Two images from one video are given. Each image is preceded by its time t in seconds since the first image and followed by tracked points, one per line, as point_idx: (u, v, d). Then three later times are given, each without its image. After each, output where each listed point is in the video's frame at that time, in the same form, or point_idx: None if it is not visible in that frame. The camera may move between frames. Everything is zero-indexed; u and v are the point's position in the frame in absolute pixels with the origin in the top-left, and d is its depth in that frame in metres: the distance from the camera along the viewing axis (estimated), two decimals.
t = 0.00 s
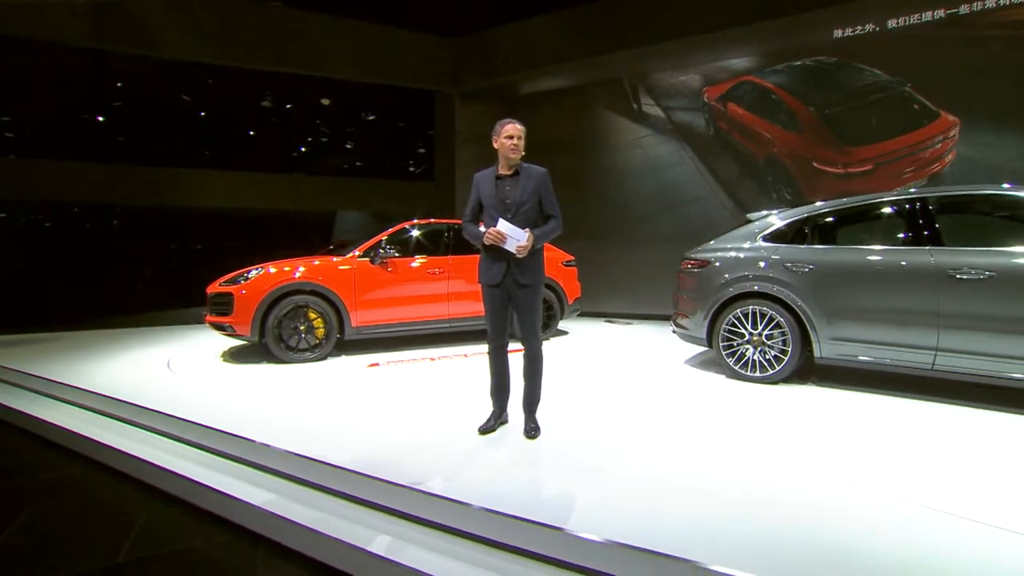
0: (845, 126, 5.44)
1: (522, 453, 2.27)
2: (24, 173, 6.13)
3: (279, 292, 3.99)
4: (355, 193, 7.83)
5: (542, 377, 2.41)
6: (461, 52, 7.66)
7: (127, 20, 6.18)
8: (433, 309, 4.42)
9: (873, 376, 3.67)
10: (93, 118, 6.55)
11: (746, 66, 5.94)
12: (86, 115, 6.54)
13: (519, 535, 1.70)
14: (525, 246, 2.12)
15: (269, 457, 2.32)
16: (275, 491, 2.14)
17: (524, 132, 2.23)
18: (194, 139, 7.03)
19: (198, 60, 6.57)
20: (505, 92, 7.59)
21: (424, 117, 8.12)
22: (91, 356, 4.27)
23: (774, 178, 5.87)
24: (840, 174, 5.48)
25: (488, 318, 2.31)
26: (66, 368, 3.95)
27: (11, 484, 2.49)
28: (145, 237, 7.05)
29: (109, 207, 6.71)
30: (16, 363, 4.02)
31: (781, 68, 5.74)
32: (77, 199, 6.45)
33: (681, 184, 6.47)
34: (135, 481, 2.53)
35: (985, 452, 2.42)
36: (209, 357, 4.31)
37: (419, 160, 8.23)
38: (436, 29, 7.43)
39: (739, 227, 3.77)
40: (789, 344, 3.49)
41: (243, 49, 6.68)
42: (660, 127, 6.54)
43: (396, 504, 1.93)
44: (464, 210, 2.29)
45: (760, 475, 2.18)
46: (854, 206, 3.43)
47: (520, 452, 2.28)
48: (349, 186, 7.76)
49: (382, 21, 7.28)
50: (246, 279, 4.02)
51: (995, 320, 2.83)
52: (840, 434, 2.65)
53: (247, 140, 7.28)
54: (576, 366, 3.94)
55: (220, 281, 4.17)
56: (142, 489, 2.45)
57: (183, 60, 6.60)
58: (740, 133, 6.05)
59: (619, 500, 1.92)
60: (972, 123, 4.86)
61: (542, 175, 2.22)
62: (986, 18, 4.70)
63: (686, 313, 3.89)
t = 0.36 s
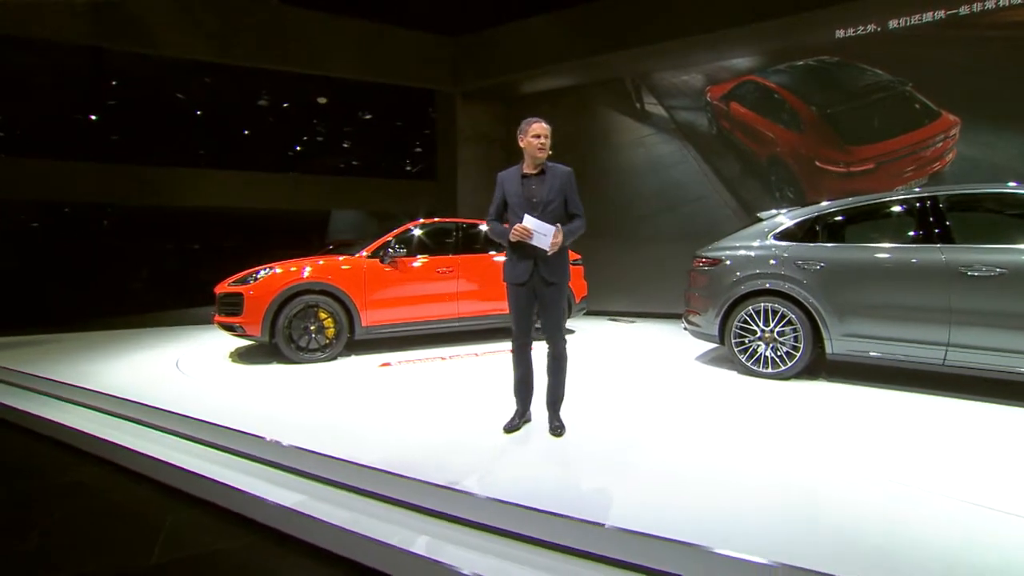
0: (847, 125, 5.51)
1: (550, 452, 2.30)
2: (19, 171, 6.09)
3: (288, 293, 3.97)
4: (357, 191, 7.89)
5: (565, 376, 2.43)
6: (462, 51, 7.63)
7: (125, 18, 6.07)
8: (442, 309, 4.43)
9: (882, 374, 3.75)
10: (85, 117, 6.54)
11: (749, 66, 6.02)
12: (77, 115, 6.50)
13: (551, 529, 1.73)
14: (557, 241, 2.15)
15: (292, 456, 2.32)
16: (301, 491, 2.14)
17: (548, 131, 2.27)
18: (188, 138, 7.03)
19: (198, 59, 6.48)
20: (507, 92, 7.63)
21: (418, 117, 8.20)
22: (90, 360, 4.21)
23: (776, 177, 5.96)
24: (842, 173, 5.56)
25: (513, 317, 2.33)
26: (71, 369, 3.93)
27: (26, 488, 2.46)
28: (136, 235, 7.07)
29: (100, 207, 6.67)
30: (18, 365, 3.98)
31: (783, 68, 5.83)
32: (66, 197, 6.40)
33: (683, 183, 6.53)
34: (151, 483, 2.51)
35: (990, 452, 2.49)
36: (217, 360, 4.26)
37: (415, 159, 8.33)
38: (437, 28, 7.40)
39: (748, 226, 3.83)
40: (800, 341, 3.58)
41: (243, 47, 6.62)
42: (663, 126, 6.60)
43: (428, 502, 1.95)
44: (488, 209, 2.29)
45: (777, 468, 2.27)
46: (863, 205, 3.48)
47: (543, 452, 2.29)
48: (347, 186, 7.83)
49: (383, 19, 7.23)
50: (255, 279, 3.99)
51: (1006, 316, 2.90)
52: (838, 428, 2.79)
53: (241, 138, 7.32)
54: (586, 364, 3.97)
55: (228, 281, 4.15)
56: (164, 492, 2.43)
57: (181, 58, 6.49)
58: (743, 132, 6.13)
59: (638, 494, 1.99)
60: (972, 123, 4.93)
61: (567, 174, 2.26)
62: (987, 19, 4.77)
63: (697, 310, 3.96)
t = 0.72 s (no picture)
0: (854, 126, 5.59)
1: (582, 450, 2.40)
2: (18, 171, 6.11)
3: (303, 293, 3.97)
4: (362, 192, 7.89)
5: (591, 374, 2.46)
6: (467, 51, 7.65)
7: (130, 17, 6.05)
8: (456, 308, 4.47)
9: (894, 369, 3.83)
10: (84, 117, 6.54)
11: (756, 67, 6.05)
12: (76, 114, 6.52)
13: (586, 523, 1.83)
14: (608, 232, 2.22)
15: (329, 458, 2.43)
16: (338, 490, 2.25)
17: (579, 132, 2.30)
18: (189, 138, 6.93)
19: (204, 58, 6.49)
20: (513, 93, 7.65)
21: (420, 116, 8.23)
22: (104, 367, 4.23)
23: (783, 176, 6.05)
24: (848, 173, 5.63)
25: (541, 317, 2.33)
26: (90, 372, 4.03)
27: (62, 488, 2.55)
28: (128, 236, 6.81)
29: (96, 207, 6.65)
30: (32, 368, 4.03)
31: (791, 69, 5.87)
32: (62, 198, 6.39)
33: (690, 183, 6.60)
34: (185, 481, 2.61)
35: (1003, 442, 2.56)
36: (232, 361, 4.40)
37: (415, 159, 8.35)
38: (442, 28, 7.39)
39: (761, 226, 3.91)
40: (816, 339, 3.65)
41: (248, 47, 6.62)
42: (670, 127, 6.68)
43: (462, 498, 2.07)
44: (518, 208, 2.31)
45: (802, 462, 2.33)
46: (876, 205, 3.54)
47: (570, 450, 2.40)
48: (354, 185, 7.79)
49: (389, 19, 7.24)
50: (271, 278, 4.00)
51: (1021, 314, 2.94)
52: (858, 421, 2.85)
53: (240, 138, 7.13)
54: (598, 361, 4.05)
55: (243, 282, 4.15)
56: (198, 491, 2.54)
57: (186, 57, 6.48)
58: (751, 133, 6.22)
59: (671, 487, 2.08)
60: (979, 124, 4.98)
61: (597, 175, 2.29)
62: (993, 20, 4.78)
63: (713, 309, 4.07)
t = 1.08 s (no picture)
0: (866, 125, 5.59)
1: (613, 446, 2.62)
2: (21, 169, 5.99)
3: (319, 292, 3.96)
4: (370, 191, 7.87)
5: (618, 372, 2.48)
6: (475, 49, 7.63)
7: (137, 14, 6.02)
8: (470, 307, 4.48)
9: (910, 369, 3.84)
10: (87, 115, 6.45)
11: (766, 66, 6.04)
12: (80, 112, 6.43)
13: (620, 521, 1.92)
14: (645, 228, 2.22)
15: (354, 458, 2.43)
16: (364, 491, 2.25)
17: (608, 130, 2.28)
18: (193, 138, 6.98)
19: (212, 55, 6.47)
20: (522, 92, 7.59)
21: (424, 115, 8.14)
22: (117, 366, 4.21)
23: (794, 176, 6.06)
24: (859, 173, 5.64)
25: (569, 317, 2.34)
26: (104, 372, 4.03)
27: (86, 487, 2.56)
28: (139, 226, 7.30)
29: (98, 207, 6.67)
30: (46, 368, 4.02)
31: (802, 69, 5.85)
32: (64, 198, 6.30)
33: (701, 182, 6.59)
34: (205, 480, 2.61)
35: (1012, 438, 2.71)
36: (246, 361, 4.40)
37: (418, 158, 8.22)
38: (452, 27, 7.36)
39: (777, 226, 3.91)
40: (834, 338, 3.65)
41: (256, 45, 6.60)
42: (680, 126, 6.66)
43: (493, 499, 2.10)
44: (546, 206, 2.30)
45: (832, 483, 2.30)
46: (895, 205, 3.53)
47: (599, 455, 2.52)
48: (360, 185, 7.80)
49: (398, 17, 7.21)
50: (286, 277, 3.97)
51: None
52: (863, 419, 3.04)
53: (244, 138, 7.19)
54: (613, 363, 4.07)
55: (256, 281, 4.13)
56: (220, 491, 2.54)
57: (192, 54, 6.41)
58: (761, 132, 6.22)
59: (707, 487, 2.23)
60: (992, 123, 4.96)
61: (627, 174, 2.28)
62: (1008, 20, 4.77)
63: (729, 308, 4.09)
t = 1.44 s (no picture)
0: (887, 128, 5.52)
1: (644, 451, 2.64)
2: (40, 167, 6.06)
3: (339, 292, 3.95)
4: (382, 191, 7.87)
5: (649, 378, 2.44)
6: (490, 50, 7.61)
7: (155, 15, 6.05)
8: (489, 309, 4.47)
9: (937, 375, 3.79)
10: (103, 115, 6.51)
11: (786, 68, 5.98)
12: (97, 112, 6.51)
13: (631, 522, 2.02)
14: (688, 227, 2.22)
15: (375, 459, 2.57)
16: (383, 491, 2.38)
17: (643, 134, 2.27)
18: (203, 138, 7.02)
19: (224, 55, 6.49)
20: (536, 93, 7.56)
21: (435, 115, 8.15)
22: (139, 365, 4.25)
23: (813, 179, 6.01)
24: (880, 176, 5.59)
25: (599, 322, 2.32)
26: (127, 371, 4.09)
27: (112, 489, 2.58)
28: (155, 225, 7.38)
29: (109, 206, 6.72)
30: (74, 368, 4.13)
31: (823, 71, 5.78)
32: (78, 197, 6.36)
33: (718, 184, 6.55)
34: (229, 480, 2.68)
35: None
36: (265, 361, 4.41)
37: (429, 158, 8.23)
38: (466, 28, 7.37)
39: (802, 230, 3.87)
40: (860, 343, 3.60)
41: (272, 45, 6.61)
42: (697, 128, 6.61)
43: (505, 498, 2.24)
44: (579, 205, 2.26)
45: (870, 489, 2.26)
46: (924, 210, 3.49)
47: (626, 462, 2.54)
48: (374, 183, 7.81)
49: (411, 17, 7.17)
50: (307, 276, 3.96)
51: None
52: (894, 429, 2.94)
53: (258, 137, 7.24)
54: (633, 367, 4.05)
55: (276, 281, 4.12)
56: (244, 490, 2.60)
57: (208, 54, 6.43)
58: (780, 134, 6.17)
59: (745, 491, 2.26)
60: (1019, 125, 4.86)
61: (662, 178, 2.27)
62: None
63: (753, 312, 4.04)
